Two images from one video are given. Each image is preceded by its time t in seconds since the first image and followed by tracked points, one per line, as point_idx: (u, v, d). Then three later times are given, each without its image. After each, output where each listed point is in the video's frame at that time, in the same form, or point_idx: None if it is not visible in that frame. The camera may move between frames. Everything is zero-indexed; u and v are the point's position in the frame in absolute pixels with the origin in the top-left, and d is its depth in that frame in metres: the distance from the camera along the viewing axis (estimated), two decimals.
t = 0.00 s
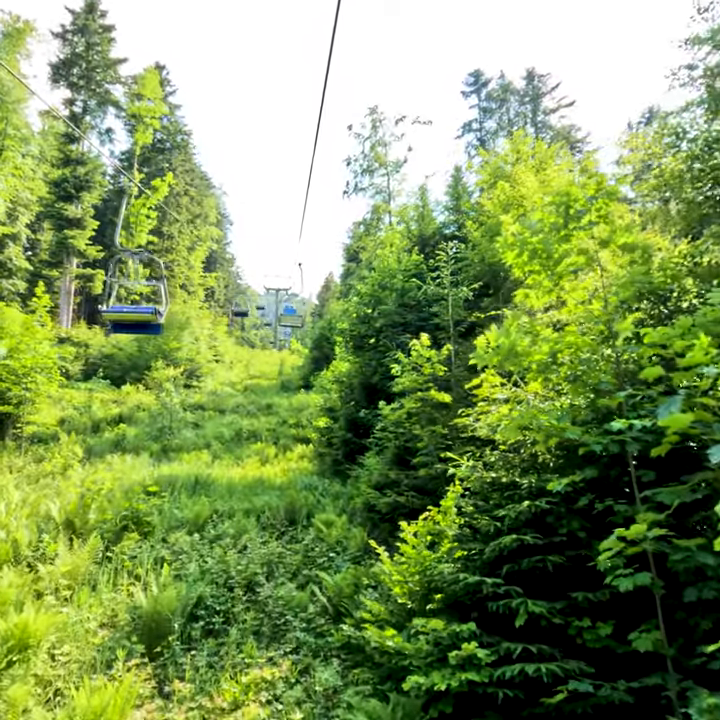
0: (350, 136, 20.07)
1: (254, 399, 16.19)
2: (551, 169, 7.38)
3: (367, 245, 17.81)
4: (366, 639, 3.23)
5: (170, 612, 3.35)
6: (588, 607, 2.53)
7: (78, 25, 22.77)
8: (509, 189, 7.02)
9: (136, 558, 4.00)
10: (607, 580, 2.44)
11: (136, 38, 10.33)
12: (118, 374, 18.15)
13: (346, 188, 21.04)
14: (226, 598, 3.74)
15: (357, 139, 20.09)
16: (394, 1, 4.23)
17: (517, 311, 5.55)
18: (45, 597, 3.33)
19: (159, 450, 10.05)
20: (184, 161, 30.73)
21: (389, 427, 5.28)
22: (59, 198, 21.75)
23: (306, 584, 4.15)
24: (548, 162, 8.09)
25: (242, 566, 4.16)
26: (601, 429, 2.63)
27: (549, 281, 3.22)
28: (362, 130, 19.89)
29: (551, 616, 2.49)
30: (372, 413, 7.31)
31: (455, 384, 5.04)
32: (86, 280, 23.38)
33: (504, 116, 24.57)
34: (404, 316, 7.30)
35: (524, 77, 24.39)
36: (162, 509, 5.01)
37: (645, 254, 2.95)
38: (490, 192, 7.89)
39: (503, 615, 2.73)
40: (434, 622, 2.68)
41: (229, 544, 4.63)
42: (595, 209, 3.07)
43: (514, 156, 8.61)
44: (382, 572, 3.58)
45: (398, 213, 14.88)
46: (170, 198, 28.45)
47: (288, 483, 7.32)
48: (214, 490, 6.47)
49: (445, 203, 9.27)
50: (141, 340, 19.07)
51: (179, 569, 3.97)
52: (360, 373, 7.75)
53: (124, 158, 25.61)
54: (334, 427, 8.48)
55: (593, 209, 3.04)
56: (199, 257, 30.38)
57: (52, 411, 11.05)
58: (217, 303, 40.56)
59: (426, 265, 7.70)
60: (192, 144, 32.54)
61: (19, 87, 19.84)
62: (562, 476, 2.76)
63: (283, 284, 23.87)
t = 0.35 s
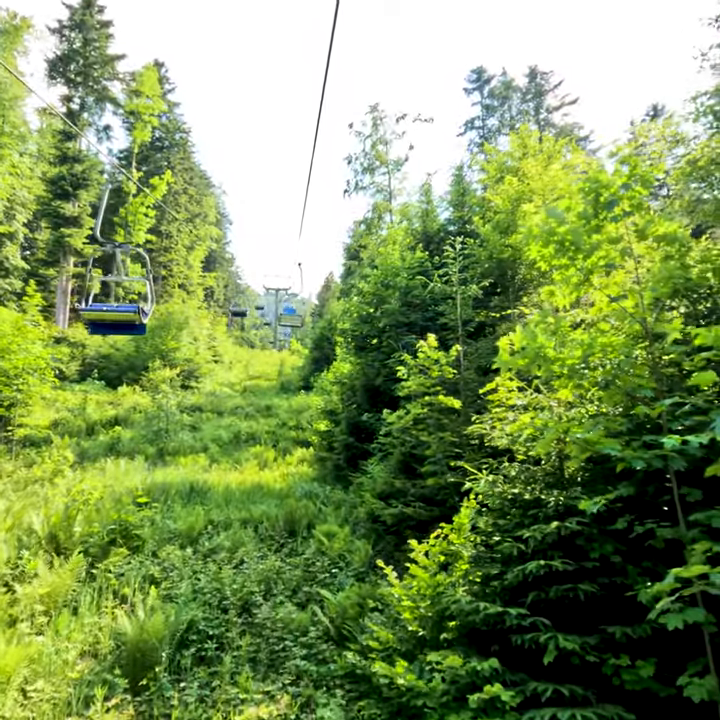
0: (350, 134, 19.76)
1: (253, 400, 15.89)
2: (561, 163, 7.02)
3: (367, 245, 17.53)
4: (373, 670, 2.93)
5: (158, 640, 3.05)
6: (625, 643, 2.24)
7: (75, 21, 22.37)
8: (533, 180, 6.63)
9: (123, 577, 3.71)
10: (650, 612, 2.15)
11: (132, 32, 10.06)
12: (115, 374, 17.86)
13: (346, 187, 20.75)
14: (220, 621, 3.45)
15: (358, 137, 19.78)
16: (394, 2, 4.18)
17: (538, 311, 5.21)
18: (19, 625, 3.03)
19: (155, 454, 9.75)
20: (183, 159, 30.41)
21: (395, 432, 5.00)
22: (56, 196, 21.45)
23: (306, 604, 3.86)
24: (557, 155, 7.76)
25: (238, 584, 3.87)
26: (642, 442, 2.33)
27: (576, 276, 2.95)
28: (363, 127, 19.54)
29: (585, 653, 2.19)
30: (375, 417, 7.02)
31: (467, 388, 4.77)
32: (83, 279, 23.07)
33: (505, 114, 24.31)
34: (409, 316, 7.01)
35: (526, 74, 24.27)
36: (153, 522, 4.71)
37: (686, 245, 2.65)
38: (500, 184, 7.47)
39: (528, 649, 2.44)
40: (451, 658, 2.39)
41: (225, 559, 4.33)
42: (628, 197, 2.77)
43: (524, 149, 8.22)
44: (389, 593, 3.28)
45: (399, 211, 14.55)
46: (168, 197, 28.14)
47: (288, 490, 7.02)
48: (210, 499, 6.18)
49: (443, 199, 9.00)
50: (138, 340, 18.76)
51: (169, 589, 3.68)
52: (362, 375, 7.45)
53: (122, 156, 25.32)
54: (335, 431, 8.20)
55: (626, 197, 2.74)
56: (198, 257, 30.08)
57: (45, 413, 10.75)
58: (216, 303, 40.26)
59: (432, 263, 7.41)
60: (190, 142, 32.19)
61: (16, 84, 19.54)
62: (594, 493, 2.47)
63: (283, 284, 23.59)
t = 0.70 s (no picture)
0: (351, 132, 19.49)
1: (251, 402, 15.62)
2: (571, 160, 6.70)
3: (367, 245, 17.23)
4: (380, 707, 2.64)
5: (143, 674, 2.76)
6: (672, 690, 1.96)
7: (71, 16, 22.17)
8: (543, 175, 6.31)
9: (107, 600, 3.41)
10: (704, 657, 1.87)
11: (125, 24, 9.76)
12: (112, 375, 17.58)
13: (347, 186, 20.48)
14: (212, 650, 3.16)
15: (358, 135, 19.52)
16: (394, 3, 4.79)
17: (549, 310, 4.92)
18: None
19: (151, 458, 9.46)
20: (182, 158, 30.12)
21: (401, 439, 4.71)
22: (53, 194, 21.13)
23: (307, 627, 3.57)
24: (566, 149, 7.46)
25: (233, 606, 3.58)
26: (691, 460, 2.04)
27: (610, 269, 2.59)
28: (363, 125, 19.24)
29: (628, 703, 1.90)
30: (379, 422, 6.72)
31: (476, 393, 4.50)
32: (80, 278, 22.75)
33: (507, 112, 24.04)
34: (414, 315, 6.73)
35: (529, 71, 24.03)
36: (144, 535, 4.42)
37: None
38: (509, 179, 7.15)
39: (558, 694, 2.16)
40: (470, 705, 2.09)
41: (219, 576, 4.03)
42: (668, 184, 2.47)
43: (531, 144, 7.89)
44: (398, 619, 2.99)
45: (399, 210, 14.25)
46: (166, 195, 27.87)
47: (287, 497, 6.74)
48: (206, 507, 5.88)
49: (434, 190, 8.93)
50: (136, 340, 18.48)
51: (158, 613, 3.38)
52: (365, 378, 7.15)
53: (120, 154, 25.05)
54: (336, 435, 7.91)
55: (662, 183, 2.47)
56: (197, 256, 29.77)
57: (37, 416, 10.44)
58: (216, 303, 40.00)
59: (437, 261, 7.12)
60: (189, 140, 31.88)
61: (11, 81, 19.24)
62: (635, 517, 2.19)
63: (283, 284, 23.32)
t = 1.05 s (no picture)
0: (351, 130, 19.19)
1: (250, 403, 15.36)
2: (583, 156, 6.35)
3: (368, 245, 16.96)
4: None
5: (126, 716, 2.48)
6: None
7: (69, 12, 21.87)
8: (555, 169, 5.99)
9: (89, 628, 3.13)
10: None
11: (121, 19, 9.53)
12: (109, 376, 17.31)
13: (347, 184, 20.16)
14: (203, 684, 2.88)
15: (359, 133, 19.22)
16: (394, 3, 4.68)
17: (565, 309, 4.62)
18: None
19: (146, 462, 9.16)
20: (181, 156, 29.84)
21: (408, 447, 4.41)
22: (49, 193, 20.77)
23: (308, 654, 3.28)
24: (577, 141, 7.14)
25: (228, 631, 3.29)
26: None
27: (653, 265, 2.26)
28: (364, 123, 18.95)
29: None
30: (383, 427, 6.44)
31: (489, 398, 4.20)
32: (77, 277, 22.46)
33: (509, 109, 23.75)
34: (419, 315, 6.44)
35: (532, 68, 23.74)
36: (133, 550, 4.13)
37: None
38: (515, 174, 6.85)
39: None
40: None
41: (213, 596, 3.75)
42: None
43: (539, 139, 7.59)
44: (409, 651, 2.70)
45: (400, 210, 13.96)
46: (165, 194, 27.62)
47: (287, 505, 6.46)
48: (201, 517, 5.60)
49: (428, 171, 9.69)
50: (133, 340, 18.20)
51: (145, 642, 3.11)
52: (368, 380, 6.86)
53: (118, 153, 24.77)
54: (337, 440, 7.62)
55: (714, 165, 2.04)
56: (196, 255, 29.51)
57: (29, 419, 10.14)
58: (215, 302, 39.77)
59: (444, 258, 6.82)
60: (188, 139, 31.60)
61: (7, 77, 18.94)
62: (689, 548, 1.91)
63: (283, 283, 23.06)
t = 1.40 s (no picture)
0: (352, 128, 18.83)
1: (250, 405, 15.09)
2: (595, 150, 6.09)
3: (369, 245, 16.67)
4: None
5: None
6: None
7: (67, 7, 21.57)
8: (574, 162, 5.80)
9: (68, 664, 2.89)
10: None
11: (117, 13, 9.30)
12: (106, 377, 17.03)
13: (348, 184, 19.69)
14: None
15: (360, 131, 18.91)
16: (394, 2, 4.48)
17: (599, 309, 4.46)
18: None
19: (143, 467, 8.87)
20: (181, 155, 29.57)
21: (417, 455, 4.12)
22: (46, 190, 20.34)
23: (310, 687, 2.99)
24: (590, 135, 6.85)
25: (223, 662, 2.99)
26: None
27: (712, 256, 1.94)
28: (366, 121, 18.66)
29: None
30: (387, 432, 6.15)
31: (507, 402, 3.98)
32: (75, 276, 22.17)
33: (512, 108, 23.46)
34: (425, 315, 6.17)
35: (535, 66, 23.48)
36: (121, 568, 3.87)
37: None
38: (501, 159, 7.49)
39: None
40: None
41: (207, 620, 3.46)
42: None
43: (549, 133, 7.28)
44: (424, 690, 2.40)
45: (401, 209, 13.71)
46: (164, 192, 27.36)
47: (287, 514, 6.17)
48: (198, 527, 5.31)
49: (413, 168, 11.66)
50: (132, 340, 17.93)
51: (129, 680, 2.86)
52: (372, 383, 6.58)
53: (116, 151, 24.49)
54: (339, 445, 7.34)
55: None
56: (196, 255, 29.23)
57: (22, 422, 9.84)
58: (215, 303, 39.52)
59: (451, 255, 6.53)
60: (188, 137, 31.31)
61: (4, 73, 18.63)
62: None
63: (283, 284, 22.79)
